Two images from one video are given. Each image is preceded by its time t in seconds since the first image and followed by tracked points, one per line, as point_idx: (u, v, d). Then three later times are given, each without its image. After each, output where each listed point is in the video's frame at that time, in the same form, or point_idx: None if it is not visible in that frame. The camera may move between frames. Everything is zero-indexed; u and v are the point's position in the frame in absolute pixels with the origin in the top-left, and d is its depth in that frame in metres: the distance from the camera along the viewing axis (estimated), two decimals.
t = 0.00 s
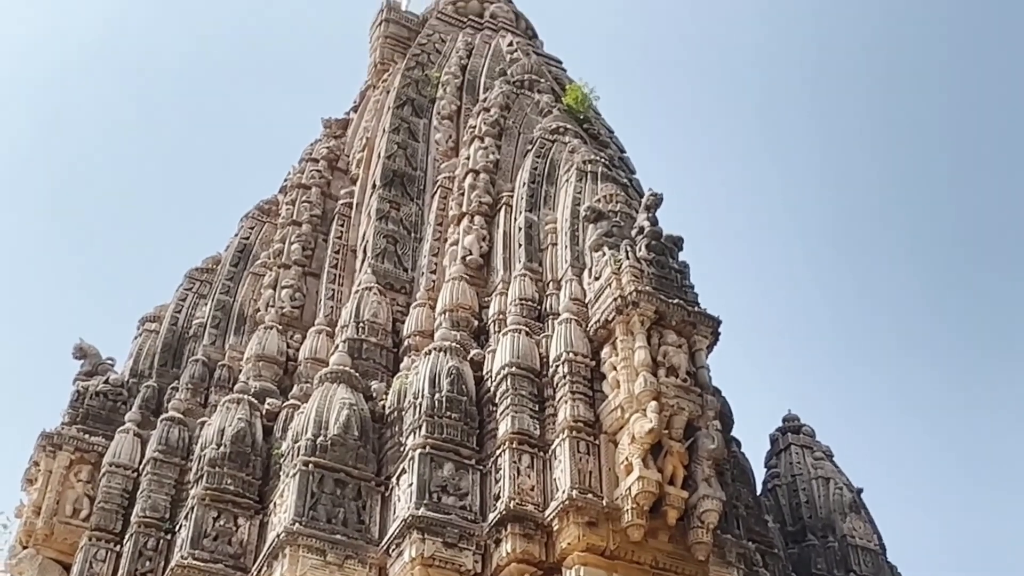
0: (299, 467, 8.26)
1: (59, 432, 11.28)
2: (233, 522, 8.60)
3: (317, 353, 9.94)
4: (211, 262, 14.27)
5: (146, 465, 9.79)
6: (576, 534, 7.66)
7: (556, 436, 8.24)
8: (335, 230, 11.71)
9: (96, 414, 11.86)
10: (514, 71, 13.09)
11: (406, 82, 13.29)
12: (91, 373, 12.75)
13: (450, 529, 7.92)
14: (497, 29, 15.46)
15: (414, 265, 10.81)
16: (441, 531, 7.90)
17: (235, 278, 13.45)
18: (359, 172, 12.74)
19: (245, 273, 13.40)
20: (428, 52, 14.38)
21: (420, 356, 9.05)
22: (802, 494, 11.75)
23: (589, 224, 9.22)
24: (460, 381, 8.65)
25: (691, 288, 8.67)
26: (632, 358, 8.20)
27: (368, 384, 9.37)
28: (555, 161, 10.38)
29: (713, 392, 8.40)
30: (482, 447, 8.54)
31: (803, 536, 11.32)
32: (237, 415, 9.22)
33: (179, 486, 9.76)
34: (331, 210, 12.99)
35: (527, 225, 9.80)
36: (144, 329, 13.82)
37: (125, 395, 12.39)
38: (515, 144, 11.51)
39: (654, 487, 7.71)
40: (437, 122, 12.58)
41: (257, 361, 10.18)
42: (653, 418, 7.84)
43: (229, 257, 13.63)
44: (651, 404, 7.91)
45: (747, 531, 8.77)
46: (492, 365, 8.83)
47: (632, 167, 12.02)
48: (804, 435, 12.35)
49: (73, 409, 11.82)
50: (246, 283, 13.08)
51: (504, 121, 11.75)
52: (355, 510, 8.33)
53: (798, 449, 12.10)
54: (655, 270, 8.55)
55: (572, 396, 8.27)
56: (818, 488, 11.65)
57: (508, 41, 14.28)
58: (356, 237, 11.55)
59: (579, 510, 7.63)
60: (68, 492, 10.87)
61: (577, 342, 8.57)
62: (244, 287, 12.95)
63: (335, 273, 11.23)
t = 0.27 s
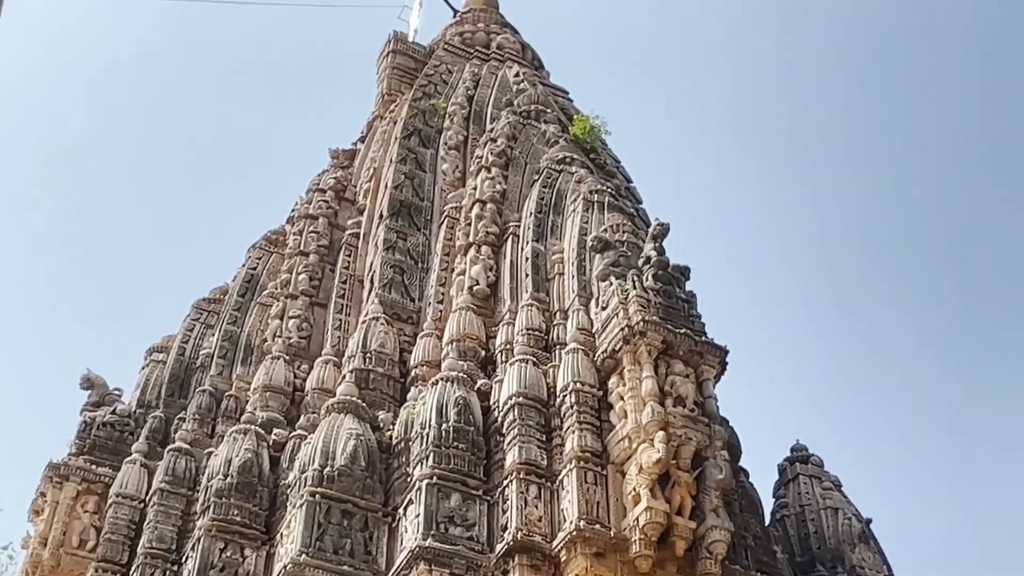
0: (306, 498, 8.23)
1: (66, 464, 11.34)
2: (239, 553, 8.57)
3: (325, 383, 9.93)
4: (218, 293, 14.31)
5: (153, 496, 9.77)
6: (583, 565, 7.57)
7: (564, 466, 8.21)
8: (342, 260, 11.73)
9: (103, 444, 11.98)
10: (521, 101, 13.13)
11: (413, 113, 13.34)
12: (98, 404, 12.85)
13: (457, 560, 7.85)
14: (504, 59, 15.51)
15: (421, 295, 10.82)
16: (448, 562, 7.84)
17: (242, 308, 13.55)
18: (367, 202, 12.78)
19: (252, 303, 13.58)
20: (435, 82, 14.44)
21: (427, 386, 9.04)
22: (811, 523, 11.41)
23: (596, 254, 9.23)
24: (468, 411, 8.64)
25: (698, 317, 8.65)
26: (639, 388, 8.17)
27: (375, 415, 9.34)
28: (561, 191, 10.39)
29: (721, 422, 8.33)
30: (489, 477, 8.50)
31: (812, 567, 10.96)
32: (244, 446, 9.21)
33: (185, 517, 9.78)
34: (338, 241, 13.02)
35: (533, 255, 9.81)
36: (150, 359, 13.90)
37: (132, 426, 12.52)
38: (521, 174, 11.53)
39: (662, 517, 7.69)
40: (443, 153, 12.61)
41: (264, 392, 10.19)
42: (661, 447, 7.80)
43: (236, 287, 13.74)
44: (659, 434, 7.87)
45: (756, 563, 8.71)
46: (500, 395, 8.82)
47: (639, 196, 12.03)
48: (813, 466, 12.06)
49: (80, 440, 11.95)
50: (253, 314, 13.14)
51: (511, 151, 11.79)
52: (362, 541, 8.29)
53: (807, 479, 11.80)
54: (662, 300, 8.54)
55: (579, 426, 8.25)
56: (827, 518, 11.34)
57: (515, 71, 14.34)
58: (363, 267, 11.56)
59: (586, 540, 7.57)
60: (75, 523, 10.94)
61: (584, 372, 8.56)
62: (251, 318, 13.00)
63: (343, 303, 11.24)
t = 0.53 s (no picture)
0: (314, 530, 8.16)
1: (75, 496, 11.40)
2: None
3: (333, 415, 9.91)
4: (227, 325, 14.34)
5: (162, 528, 9.76)
6: None
7: (573, 498, 8.18)
8: (351, 292, 11.77)
9: (112, 477, 12.06)
10: (529, 133, 13.21)
11: (422, 145, 13.43)
12: (108, 437, 12.89)
13: None
14: (512, 91, 15.62)
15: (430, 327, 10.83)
16: None
17: (252, 340, 13.62)
18: (375, 234, 12.81)
19: (261, 335, 13.64)
20: (444, 115, 14.54)
21: (435, 419, 9.02)
22: (821, 556, 10.89)
23: (605, 285, 9.25)
24: (477, 443, 8.61)
25: (707, 349, 8.64)
26: (648, 420, 8.15)
27: (383, 448, 9.32)
28: (569, 222, 10.44)
29: (730, 453, 8.30)
30: (498, 509, 8.46)
31: None
32: (253, 477, 9.22)
33: (193, 551, 9.75)
34: (347, 272, 13.06)
35: (542, 286, 9.84)
36: (159, 391, 13.93)
37: (141, 458, 12.59)
38: (530, 206, 11.58)
39: (671, 550, 7.65)
40: (452, 185, 12.67)
41: (273, 424, 10.17)
42: (671, 480, 7.76)
43: (245, 319, 13.83)
44: (669, 466, 7.84)
45: None
46: (509, 427, 8.80)
47: (647, 227, 12.06)
48: (822, 497, 11.54)
49: (89, 472, 12.05)
50: (262, 345, 13.18)
51: (519, 183, 11.85)
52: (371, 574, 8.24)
53: (817, 510, 11.28)
54: (670, 331, 8.56)
55: (589, 458, 8.24)
56: (838, 550, 10.82)
57: (523, 104, 14.44)
58: (372, 299, 11.60)
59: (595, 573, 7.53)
60: (83, 556, 10.97)
61: (593, 405, 8.53)
62: (260, 350, 13.04)
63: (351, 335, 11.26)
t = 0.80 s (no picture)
0: (324, 564, 8.09)
1: (85, 530, 11.40)
2: None
3: (343, 448, 9.89)
4: (237, 359, 14.38)
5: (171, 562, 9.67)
6: None
7: (585, 532, 8.12)
8: (361, 325, 11.82)
9: (122, 511, 12.08)
10: (538, 167, 13.28)
11: (432, 178, 13.49)
12: (118, 470, 12.92)
13: None
14: (521, 125, 15.70)
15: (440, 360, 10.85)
16: None
17: (262, 374, 13.68)
18: (386, 267, 12.85)
19: (271, 369, 13.71)
20: (453, 148, 14.63)
21: (446, 452, 9.01)
22: None
23: (615, 317, 9.27)
24: (487, 477, 8.58)
25: (717, 381, 8.64)
26: (660, 453, 8.11)
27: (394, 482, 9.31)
28: (579, 256, 10.50)
29: (741, 485, 8.20)
30: (509, 543, 8.41)
31: None
32: (263, 512, 9.17)
33: None
34: (357, 306, 13.09)
35: (552, 319, 9.86)
36: (169, 425, 14.00)
37: (151, 492, 12.54)
38: (540, 238, 11.60)
39: None
40: (462, 218, 12.72)
41: (283, 458, 10.18)
42: (683, 513, 7.66)
43: (256, 353, 13.90)
44: (680, 499, 7.75)
45: None
46: (519, 460, 8.78)
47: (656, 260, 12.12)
48: (835, 531, 11.39)
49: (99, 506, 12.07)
50: (273, 379, 13.24)
51: (529, 216, 11.91)
52: None
53: (830, 543, 11.13)
54: (681, 364, 8.55)
55: (600, 491, 8.21)
56: None
57: (532, 138, 14.53)
58: (382, 332, 11.63)
59: None
60: None
61: (604, 438, 8.52)
62: (270, 383, 13.06)
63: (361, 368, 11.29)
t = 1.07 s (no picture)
0: None
1: (95, 565, 11.34)
2: None
3: (354, 483, 9.89)
4: (248, 394, 14.40)
5: None
6: None
7: (596, 567, 8.01)
8: (371, 359, 11.82)
9: (133, 546, 12.02)
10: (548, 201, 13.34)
11: (443, 213, 13.54)
12: (129, 505, 12.89)
13: None
14: (531, 158, 15.75)
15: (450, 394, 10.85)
16: None
17: (273, 409, 13.69)
18: (396, 301, 12.86)
19: (282, 404, 13.71)
20: (463, 183, 14.71)
21: (457, 487, 8.99)
22: None
23: (626, 350, 9.27)
24: (499, 512, 8.52)
25: (729, 415, 8.60)
26: (671, 487, 8.05)
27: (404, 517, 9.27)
28: (590, 289, 10.55)
29: (755, 520, 8.11)
30: None
31: None
32: (274, 547, 9.14)
33: None
34: (368, 340, 13.10)
35: (563, 353, 9.86)
36: (180, 460, 14.00)
37: (162, 527, 12.42)
38: (550, 272, 11.63)
39: None
40: (472, 252, 12.75)
41: (294, 492, 10.15)
42: (695, 548, 7.55)
43: (267, 388, 13.92)
44: (692, 533, 7.65)
45: None
46: (531, 494, 8.74)
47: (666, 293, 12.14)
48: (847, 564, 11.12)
49: (108, 541, 11.94)
50: (284, 413, 13.24)
51: (539, 249, 11.95)
52: None
53: None
54: (692, 397, 8.50)
55: (612, 525, 8.14)
56: None
57: (542, 171, 14.59)
58: (393, 367, 11.64)
59: None
60: None
61: (615, 472, 8.50)
62: (281, 418, 13.13)
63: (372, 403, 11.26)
